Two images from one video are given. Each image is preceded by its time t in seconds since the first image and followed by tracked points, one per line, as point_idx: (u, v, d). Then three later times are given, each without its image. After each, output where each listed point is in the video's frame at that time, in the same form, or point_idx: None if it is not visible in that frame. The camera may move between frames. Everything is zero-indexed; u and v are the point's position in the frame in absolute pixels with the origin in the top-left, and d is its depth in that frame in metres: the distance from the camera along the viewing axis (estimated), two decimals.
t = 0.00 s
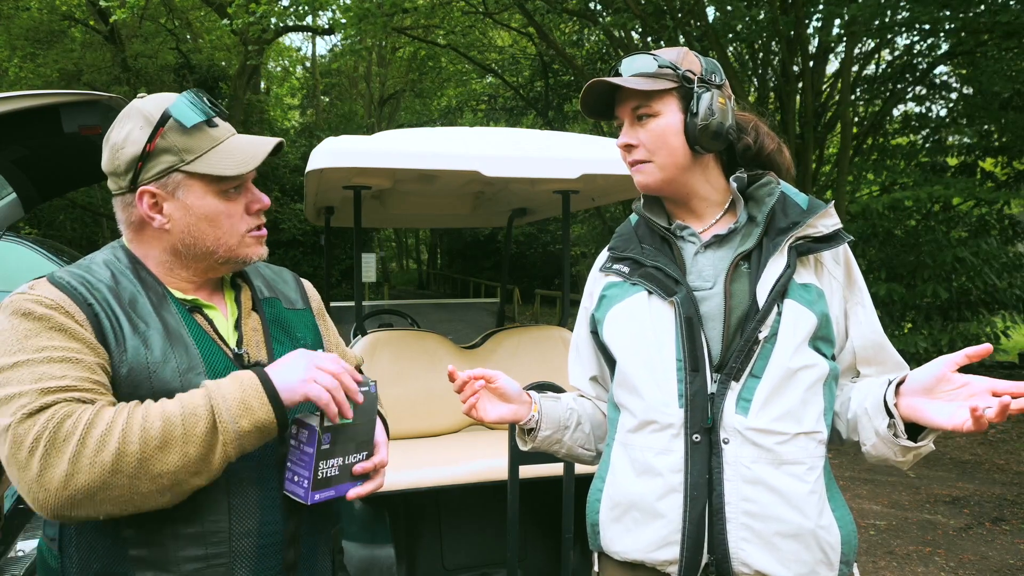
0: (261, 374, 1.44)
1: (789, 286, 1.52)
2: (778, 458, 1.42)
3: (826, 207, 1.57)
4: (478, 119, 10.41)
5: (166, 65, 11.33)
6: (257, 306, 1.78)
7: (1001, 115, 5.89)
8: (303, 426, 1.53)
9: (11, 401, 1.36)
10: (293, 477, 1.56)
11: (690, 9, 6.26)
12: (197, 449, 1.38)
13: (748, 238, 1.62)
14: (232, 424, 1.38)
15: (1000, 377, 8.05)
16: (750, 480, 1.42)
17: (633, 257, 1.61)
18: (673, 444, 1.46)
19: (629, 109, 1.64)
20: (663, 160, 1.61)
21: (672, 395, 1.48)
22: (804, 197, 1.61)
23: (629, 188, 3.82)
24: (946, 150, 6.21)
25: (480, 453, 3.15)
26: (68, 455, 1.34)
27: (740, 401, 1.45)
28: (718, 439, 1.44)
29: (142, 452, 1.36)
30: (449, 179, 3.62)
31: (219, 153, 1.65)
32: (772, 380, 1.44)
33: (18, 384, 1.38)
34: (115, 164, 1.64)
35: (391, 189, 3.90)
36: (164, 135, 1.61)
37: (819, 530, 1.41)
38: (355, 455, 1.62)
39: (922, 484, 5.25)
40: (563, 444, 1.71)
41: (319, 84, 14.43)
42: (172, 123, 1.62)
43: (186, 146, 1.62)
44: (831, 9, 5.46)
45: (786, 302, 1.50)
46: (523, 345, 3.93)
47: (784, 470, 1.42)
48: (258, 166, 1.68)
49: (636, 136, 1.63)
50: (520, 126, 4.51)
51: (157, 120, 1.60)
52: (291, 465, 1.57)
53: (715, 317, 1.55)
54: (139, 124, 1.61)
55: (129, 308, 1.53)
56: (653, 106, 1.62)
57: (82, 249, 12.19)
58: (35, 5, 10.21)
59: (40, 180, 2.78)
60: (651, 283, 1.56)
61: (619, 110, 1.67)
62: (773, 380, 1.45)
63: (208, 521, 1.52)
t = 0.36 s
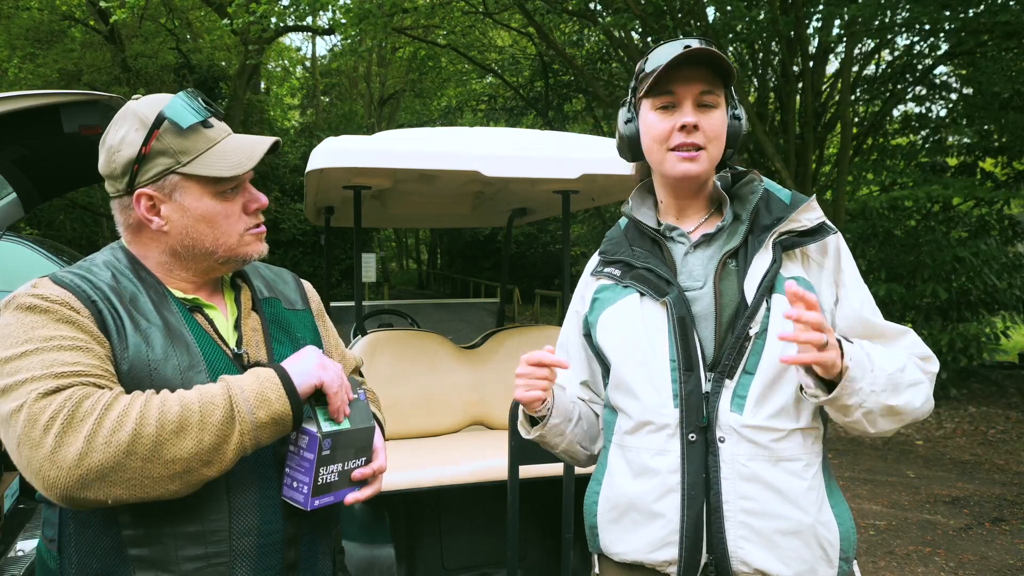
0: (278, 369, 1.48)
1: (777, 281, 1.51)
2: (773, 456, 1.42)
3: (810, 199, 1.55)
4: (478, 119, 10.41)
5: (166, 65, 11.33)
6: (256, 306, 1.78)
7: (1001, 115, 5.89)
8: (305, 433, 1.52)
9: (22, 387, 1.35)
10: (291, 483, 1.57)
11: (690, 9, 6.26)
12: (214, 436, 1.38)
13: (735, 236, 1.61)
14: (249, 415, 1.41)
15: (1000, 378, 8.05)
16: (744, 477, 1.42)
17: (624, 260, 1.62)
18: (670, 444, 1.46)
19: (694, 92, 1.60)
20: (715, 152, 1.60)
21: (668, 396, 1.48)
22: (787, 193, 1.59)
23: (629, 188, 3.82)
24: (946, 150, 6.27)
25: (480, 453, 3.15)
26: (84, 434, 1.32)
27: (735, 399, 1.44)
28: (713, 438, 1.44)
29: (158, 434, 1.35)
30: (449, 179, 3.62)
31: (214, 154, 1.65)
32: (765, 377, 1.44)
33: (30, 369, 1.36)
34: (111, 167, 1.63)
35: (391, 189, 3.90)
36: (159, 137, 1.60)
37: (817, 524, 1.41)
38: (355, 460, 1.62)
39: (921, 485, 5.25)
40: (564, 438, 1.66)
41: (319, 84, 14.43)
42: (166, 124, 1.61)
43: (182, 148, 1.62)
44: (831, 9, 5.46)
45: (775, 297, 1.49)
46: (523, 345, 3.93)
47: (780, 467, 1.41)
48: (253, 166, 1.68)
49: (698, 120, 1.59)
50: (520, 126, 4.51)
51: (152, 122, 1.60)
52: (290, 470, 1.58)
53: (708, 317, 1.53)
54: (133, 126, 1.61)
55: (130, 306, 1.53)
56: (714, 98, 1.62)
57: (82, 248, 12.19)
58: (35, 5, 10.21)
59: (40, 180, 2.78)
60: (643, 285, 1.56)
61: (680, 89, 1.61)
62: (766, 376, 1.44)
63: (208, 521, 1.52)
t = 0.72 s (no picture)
0: (286, 369, 1.42)
1: (771, 279, 1.51)
2: (774, 454, 1.42)
3: (799, 196, 1.57)
4: (478, 119, 10.41)
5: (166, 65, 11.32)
6: (260, 306, 1.78)
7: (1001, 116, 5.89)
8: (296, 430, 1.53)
9: (23, 380, 1.34)
10: (290, 482, 1.57)
11: (690, 9, 6.27)
12: (211, 431, 1.34)
13: (726, 237, 1.63)
14: (249, 410, 1.36)
15: (999, 378, 8.05)
16: (745, 475, 1.42)
17: (616, 264, 1.62)
18: (669, 445, 1.46)
19: (681, 99, 1.59)
20: (700, 160, 1.60)
21: (666, 397, 1.48)
22: (776, 190, 1.61)
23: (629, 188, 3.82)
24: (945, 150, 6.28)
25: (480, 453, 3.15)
26: (81, 423, 1.31)
27: (734, 398, 1.45)
28: (713, 437, 1.44)
29: (153, 428, 1.33)
30: (449, 179, 3.62)
31: (216, 158, 1.64)
32: (764, 375, 1.44)
33: (31, 362, 1.36)
34: (114, 168, 1.63)
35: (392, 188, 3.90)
36: (162, 139, 1.60)
37: (819, 521, 1.40)
38: (352, 457, 1.63)
39: (921, 485, 5.26)
40: (518, 427, 1.65)
41: (319, 84, 14.43)
42: (170, 126, 1.61)
43: (184, 150, 1.61)
44: (831, 9, 5.46)
45: (769, 295, 1.49)
46: (523, 344, 3.93)
47: (780, 465, 1.42)
48: (255, 170, 1.68)
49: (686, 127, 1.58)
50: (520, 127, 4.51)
51: (154, 124, 1.59)
52: (287, 469, 1.58)
53: (703, 317, 1.54)
54: (136, 128, 1.60)
55: (133, 304, 1.53)
56: (702, 106, 1.61)
57: (82, 248, 12.19)
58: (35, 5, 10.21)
59: (40, 180, 2.78)
60: (637, 287, 1.56)
61: (666, 96, 1.60)
62: (764, 374, 1.44)
63: (209, 520, 1.52)
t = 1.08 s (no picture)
0: (280, 375, 1.42)
1: (774, 285, 1.51)
2: (762, 458, 1.42)
3: (811, 203, 1.55)
4: (478, 120, 10.41)
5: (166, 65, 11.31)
6: (267, 305, 1.78)
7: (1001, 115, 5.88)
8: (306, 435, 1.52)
9: (23, 379, 1.34)
10: (294, 485, 1.57)
11: (690, 9, 6.26)
12: (205, 442, 1.34)
13: (733, 238, 1.61)
14: (245, 420, 1.36)
15: (1000, 378, 8.05)
16: (733, 480, 1.42)
17: (619, 260, 1.62)
18: (659, 443, 1.47)
19: (597, 122, 1.68)
20: (633, 166, 1.64)
21: (658, 396, 1.48)
22: (787, 196, 1.61)
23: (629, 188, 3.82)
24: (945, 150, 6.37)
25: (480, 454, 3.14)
26: (75, 426, 1.31)
27: (726, 400, 1.45)
28: (702, 439, 1.44)
29: (147, 435, 1.32)
30: (449, 179, 3.62)
31: (226, 156, 1.65)
32: (757, 379, 1.44)
33: (31, 359, 1.36)
34: (123, 167, 1.63)
35: (391, 189, 3.90)
36: (172, 138, 1.60)
37: (802, 527, 1.42)
38: (358, 465, 1.63)
39: (921, 485, 5.26)
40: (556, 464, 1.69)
41: (318, 84, 14.40)
42: (179, 125, 1.60)
43: (194, 149, 1.61)
44: (831, 9, 5.45)
45: (771, 300, 1.49)
46: (524, 345, 3.93)
47: (768, 469, 1.42)
48: (264, 169, 1.68)
49: (606, 147, 1.67)
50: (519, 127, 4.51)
51: (165, 123, 1.59)
52: (292, 473, 1.57)
53: (700, 317, 1.55)
54: (146, 126, 1.60)
55: (140, 301, 1.54)
56: (618, 117, 1.65)
57: (82, 249, 12.18)
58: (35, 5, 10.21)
59: (40, 180, 2.78)
60: (636, 284, 1.56)
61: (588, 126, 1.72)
62: (758, 378, 1.44)
63: (210, 520, 1.52)
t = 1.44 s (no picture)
0: (290, 374, 1.43)
1: (749, 282, 1.51)
2: (735, 458, 1.44)
3: (789, 197, 1.53)
4: (478, 120, 10.43)
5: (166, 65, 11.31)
6: (266, 306, 1.78)
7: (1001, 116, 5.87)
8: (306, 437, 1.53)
9: (28, 379, 1.35)
10: (295, 487, 1.56)
11: (690, 9, 6.27)
12: (215, 437, 1.35)
13: (715, 235, 1.61)
14: (252, 417, 1.37)
15: (1000, 378, 8.05)
16: (702, 476, 1.44)
17: (612, 259, 1.65)
18: (634, 440, 1.50)
19: (590, 121, 1.70)
20: (626, 160, 1.63)
21: (636, 394, 1.51)
22: (769, 192, 1.59)
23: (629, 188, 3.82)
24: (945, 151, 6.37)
25: (480, 453, 3.14)
26: (84, 426, 1.31)
27: (700, 400, 1.47)
28: (676, 437, 1.46)
29: (157, 433, 1.33)
30: (449, 179, 3.62)
31: (226, 156, 1.65)
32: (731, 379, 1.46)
33: (36, 361, 1.36)
34: (122, 169, 1.63)
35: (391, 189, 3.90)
36: (170, 139, 1.60)
37: (771, 526, 1.42)
38: (358, 467, 1.63)
39: (922, 485, 5.26)
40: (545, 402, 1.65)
41: (319, 84, 14.41)
42: (177, 126, 1.60)
43: (192, 150, 1.61)
44: (831, 9, 5.44)
45: (745, 298, 1.50)
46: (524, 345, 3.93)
47: (739, 469, 1.44)
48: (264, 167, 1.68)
49: (598, 143, 1.67)
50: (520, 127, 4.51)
51: (163, 124, 1.59)
52: (293, 475, 1.57)
53: (681, 317, 1.57)
54: (143, 128, 1.60)
55: (140, 303, 1.54)
56: (609, 113, 1.66)
57: (82, 249, 12.18)
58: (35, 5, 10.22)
59: (40, 180, 2.78)
60: (622, 282, 1.59)
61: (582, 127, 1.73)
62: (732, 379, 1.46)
63: (211, 521, 1.51)
